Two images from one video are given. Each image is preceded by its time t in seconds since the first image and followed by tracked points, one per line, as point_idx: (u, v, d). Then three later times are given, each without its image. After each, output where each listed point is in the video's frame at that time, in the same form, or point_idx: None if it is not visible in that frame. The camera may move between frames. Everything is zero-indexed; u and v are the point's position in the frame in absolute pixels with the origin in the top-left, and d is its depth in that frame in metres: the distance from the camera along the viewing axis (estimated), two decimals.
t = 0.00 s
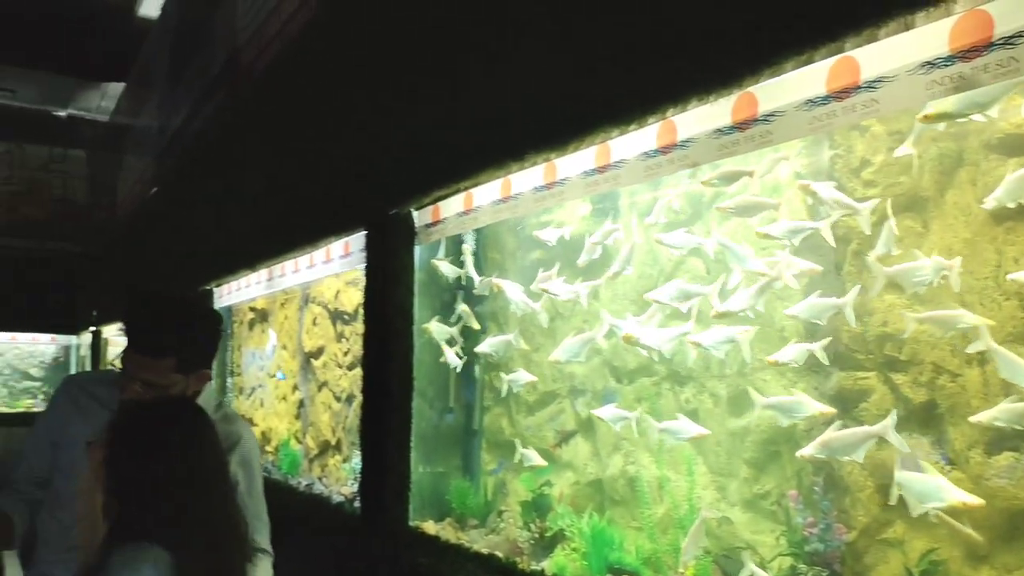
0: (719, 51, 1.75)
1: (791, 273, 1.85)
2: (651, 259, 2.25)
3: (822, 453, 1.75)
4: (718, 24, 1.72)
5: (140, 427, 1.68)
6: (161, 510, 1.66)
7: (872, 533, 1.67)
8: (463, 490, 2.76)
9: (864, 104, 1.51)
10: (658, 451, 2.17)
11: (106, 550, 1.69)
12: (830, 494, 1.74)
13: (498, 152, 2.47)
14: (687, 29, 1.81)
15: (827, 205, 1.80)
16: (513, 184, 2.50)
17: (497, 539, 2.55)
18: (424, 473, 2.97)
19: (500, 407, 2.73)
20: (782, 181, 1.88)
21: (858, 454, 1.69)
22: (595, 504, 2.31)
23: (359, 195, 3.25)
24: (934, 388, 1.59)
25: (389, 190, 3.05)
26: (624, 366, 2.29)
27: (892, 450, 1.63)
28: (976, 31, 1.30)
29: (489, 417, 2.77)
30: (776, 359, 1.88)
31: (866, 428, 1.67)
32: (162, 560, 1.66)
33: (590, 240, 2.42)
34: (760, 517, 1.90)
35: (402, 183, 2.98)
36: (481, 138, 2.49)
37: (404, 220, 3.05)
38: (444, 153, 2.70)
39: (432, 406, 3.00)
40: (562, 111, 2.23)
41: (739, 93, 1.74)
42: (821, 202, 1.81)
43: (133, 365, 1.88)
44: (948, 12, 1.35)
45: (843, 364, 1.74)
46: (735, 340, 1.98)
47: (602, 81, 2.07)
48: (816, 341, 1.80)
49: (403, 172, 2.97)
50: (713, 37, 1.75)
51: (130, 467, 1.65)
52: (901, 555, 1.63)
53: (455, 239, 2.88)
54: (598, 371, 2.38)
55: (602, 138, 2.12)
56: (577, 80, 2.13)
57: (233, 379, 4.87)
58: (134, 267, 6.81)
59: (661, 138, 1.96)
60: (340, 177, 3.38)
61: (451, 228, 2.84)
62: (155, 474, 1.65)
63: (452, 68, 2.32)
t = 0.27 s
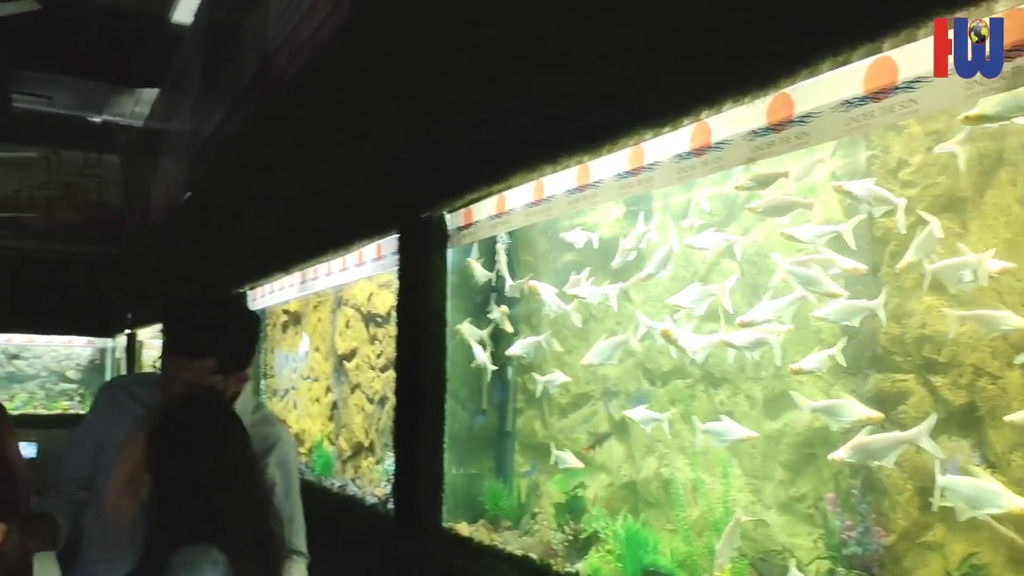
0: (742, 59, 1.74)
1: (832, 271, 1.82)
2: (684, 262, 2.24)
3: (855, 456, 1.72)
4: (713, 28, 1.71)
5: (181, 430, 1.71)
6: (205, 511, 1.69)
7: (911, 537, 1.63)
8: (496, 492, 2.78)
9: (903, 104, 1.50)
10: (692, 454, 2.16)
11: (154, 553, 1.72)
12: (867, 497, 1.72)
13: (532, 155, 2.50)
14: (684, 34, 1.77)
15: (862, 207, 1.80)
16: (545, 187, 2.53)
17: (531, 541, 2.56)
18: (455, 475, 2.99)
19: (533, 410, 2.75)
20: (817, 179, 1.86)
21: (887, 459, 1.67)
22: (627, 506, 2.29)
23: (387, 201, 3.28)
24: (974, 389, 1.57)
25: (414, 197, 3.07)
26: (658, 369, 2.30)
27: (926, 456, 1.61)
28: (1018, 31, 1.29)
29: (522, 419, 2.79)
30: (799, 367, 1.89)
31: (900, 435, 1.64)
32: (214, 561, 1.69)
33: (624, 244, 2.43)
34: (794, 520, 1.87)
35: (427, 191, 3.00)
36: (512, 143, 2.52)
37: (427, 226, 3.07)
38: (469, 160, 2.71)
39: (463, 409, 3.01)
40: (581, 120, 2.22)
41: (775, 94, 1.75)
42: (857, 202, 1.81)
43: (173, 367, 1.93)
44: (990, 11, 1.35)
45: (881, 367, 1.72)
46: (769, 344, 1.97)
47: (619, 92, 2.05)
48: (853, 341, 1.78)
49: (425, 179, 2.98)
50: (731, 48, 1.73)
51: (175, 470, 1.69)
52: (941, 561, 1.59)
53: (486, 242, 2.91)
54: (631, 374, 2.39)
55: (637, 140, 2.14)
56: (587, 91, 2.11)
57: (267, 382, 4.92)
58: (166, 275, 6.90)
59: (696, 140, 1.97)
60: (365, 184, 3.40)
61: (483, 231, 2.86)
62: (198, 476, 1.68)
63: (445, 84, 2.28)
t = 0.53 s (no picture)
0: (776, 63, 1.75)
1: (875, 271, 1.76)
2: (720, 266, 2.20)
3: (888, 461, 1.70)
4: (716, 29, 1.83)
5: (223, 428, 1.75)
6: (245, 510, 1.71)
7: (951, 543, 1.60)
8: (529, 495, 2.79)
9: (942, 106, 1.49)
10: (727, 457, 2.13)
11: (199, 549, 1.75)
12: (905, 502, 1.68)
13: (565, 161, 2.50)
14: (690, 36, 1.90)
15: (899, 206, 1.74)
16: (578, 191, 2.54)
17: (564, 544, 2.57)
18: (489, 477, 3.01)
19: (565, 414, 2.74)
20: (853, 181, 1.82)
21: (919, 466, 1.64)
22: (662, 509, 2.29)
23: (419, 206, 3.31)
24: (1016, 392, 1.53)
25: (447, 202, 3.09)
26: (692, 372, 2.26)
27: (959, 463, 1.58)
28: None
29: (554, 422, 2.78)
30: (823, 376, 1.87)
31: (930, 442, 1.62)
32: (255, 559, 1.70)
33: (656, 249, 2.39)
34: (832, 525, 1.84)
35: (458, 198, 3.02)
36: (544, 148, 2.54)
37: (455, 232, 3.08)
38: (502, 166, 2.74)
39: (496, 412, 3.03)
40: (614, 125, 2.25)
41: (809, 98, 1.74)
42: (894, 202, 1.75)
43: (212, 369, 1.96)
44: None
45: (919, 371, 1.68)
46: (805, 349, 1.94)
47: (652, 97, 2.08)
48: (887, 347, 1.74)
49: (458, 185, 3.01)
50: (747, 52, 1.82)
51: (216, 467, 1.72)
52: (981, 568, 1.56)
53: (518, 246, 2.92)
54: (664, 377, 2.36)
55: (669, 144, 2.14)
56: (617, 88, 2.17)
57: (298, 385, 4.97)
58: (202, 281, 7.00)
59: (729, 144, 1.97)
60: (399, 189, 3.44)
61: (515, 235, 2.88)
62: (237, 475, 1.71)
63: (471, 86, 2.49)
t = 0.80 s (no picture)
0: (800, 66, 1.77)
1: (914, 271, 1.64)
2: (748, 269, 2.10)
3: (915, 466, 1.63)
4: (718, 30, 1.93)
5: (264, 427, 1.79)
6: (281, 510, 1.73)
7: (986, 548, 1.54)
8: (558, 497, 2.80)
9: (976, 106, 1.49)
10: (757, 460, 2.06)
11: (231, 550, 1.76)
12: (940, 507, 1.60)
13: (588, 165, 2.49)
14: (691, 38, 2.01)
15: (931, 206, 1.63)
16: (605, 194, 2.54)
17: (593, 547, 2.57)
18: (517, 480, 3.02)
19: (594, 416, 2.71)
20: (886, 180, 1.72)
21: (944, 472, 1.58)
22: (691, 512, 2.27)
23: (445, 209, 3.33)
24: None
25: (474, 206, 3.12)
26: (720, 375, 2.18)
27: (986, 471, 1.52)
28: None
29: (583, 424, 2.75)
30: (845, 383, 1.80)
31: (954, 446, 1.55)
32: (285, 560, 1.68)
33: (683, 253, 2.32)
34: (865, 530, 1.77)
35: (485, 202, 3.05)
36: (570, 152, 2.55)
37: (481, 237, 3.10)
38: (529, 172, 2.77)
39: (524, 414, 3.03)
40: (637, 127, 2.28)
41: (840, 100, 1.76)
42: (927, 203, 1.64)
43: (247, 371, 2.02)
44: None
45: (954, 375, 1.58)
46: (832, 353, 1.84)
47: (674, 102, 2.13)
48: (920, 350, 1.64)
49: (486, 189, 3.03)
50: (746, 51, 1.89)
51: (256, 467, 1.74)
52: None
53: (545, 248, 2.94)
54: (692, 381, 2.29)
55: (698, 147, 2.14)
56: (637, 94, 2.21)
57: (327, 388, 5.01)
58: (233, 284, 7.10)
59: (759, 146, 1.99)
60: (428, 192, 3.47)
61: (542, 238, 2.90)
62: (275, 474, 1.73)
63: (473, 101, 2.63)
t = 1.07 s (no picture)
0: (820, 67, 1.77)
1: (955, 269, 1.63)
2: (777, 270, 2.07)
3: (943, 469, 1.64)
4: (716, 30, 1.91)
5: (298, 429, 1.81)
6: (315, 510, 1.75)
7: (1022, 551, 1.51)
8: (586, 500, 2.80)
9: (1010, 107, 1.47)
10: (788, 463, 2.03)
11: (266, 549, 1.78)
12: (975, 509, 1.59)
13: (617, 167, 2.52)
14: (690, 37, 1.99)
15: (965, 205, 1.63)
16: (634, 196, 2.55)
17: (623, 549, 2.57)
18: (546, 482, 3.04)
19: (622, 418, 2.70)
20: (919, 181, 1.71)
21: (973, 475, 1.58)
22: (721, 514, 2.25)
23: (473, 211, 3.35)
24: None
25: (502, 207, 3.14)
26: (751, 377, 2.16)
27: (1016, 476, 1.51)
28: None
29: (612, 427, 2.75)
30: (864, 390, 1.82)
31: (982, 451, 1.56)
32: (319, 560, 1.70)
33: (713, 255, 2.31)
34: (898, 532, 1.75)
35: (513, 204, 3.06)
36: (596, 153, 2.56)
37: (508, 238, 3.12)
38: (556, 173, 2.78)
39: (553, 416, 3.04)
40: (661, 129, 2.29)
41: (871, 100, 1.75)
42: (960, 203, 1.64)
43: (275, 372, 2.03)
44: None
45: (988, 376, 1.58)
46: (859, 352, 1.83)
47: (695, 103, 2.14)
48: (953, 351, 1.64)
49: (513, 192, 3.05)
50: (747, 52, 1.89)
51: (293, 467, 1.76)
52: None
53: (573, 251, 2.94)
54: (722, 382, 2.27)
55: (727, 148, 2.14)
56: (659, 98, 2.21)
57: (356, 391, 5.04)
58: (262, 287, 7.18)
59: (789, 147, 1.98)
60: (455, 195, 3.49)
61: (570, 240, 2.91)
62: (311, 473, 1.76)
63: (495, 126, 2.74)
